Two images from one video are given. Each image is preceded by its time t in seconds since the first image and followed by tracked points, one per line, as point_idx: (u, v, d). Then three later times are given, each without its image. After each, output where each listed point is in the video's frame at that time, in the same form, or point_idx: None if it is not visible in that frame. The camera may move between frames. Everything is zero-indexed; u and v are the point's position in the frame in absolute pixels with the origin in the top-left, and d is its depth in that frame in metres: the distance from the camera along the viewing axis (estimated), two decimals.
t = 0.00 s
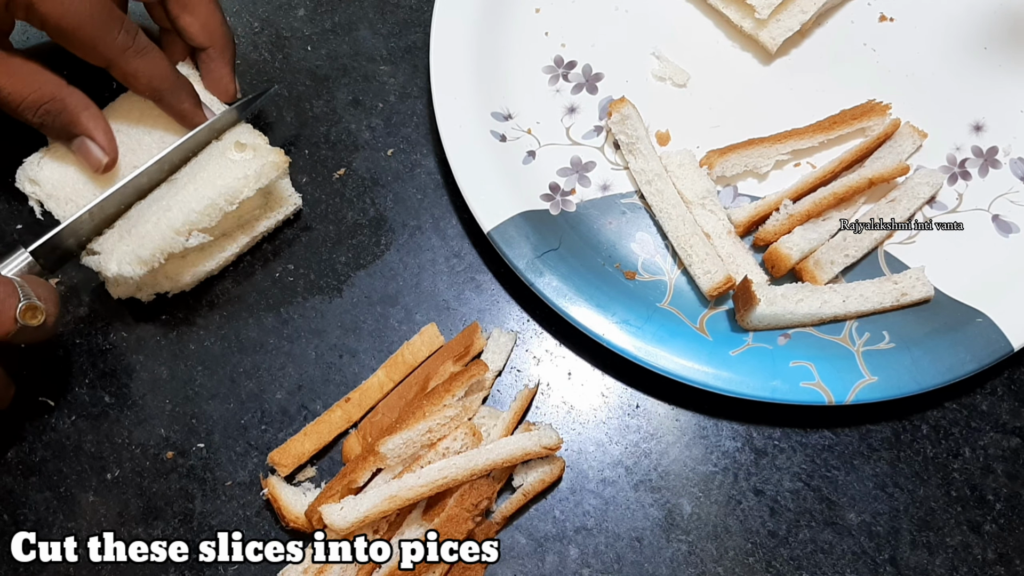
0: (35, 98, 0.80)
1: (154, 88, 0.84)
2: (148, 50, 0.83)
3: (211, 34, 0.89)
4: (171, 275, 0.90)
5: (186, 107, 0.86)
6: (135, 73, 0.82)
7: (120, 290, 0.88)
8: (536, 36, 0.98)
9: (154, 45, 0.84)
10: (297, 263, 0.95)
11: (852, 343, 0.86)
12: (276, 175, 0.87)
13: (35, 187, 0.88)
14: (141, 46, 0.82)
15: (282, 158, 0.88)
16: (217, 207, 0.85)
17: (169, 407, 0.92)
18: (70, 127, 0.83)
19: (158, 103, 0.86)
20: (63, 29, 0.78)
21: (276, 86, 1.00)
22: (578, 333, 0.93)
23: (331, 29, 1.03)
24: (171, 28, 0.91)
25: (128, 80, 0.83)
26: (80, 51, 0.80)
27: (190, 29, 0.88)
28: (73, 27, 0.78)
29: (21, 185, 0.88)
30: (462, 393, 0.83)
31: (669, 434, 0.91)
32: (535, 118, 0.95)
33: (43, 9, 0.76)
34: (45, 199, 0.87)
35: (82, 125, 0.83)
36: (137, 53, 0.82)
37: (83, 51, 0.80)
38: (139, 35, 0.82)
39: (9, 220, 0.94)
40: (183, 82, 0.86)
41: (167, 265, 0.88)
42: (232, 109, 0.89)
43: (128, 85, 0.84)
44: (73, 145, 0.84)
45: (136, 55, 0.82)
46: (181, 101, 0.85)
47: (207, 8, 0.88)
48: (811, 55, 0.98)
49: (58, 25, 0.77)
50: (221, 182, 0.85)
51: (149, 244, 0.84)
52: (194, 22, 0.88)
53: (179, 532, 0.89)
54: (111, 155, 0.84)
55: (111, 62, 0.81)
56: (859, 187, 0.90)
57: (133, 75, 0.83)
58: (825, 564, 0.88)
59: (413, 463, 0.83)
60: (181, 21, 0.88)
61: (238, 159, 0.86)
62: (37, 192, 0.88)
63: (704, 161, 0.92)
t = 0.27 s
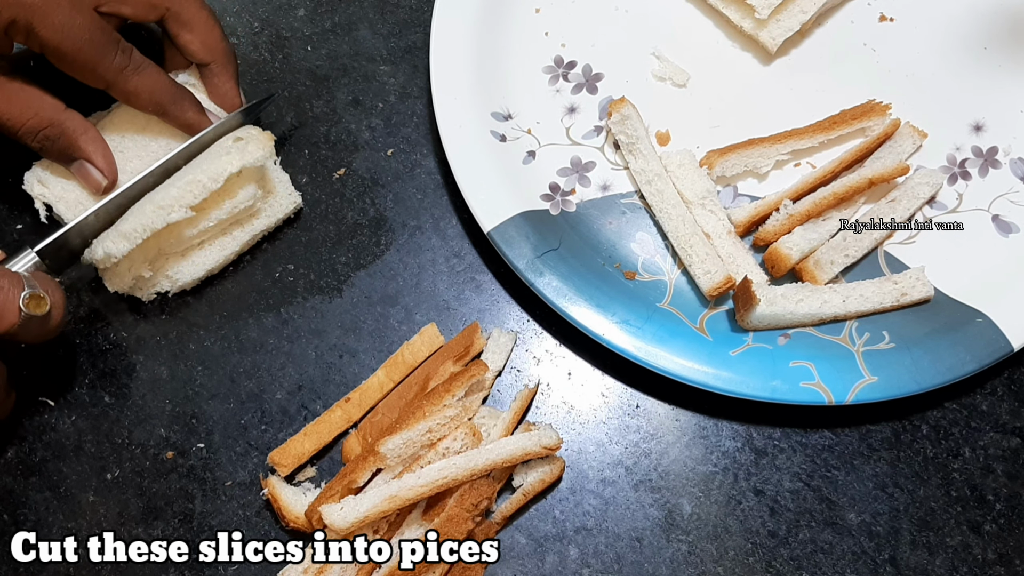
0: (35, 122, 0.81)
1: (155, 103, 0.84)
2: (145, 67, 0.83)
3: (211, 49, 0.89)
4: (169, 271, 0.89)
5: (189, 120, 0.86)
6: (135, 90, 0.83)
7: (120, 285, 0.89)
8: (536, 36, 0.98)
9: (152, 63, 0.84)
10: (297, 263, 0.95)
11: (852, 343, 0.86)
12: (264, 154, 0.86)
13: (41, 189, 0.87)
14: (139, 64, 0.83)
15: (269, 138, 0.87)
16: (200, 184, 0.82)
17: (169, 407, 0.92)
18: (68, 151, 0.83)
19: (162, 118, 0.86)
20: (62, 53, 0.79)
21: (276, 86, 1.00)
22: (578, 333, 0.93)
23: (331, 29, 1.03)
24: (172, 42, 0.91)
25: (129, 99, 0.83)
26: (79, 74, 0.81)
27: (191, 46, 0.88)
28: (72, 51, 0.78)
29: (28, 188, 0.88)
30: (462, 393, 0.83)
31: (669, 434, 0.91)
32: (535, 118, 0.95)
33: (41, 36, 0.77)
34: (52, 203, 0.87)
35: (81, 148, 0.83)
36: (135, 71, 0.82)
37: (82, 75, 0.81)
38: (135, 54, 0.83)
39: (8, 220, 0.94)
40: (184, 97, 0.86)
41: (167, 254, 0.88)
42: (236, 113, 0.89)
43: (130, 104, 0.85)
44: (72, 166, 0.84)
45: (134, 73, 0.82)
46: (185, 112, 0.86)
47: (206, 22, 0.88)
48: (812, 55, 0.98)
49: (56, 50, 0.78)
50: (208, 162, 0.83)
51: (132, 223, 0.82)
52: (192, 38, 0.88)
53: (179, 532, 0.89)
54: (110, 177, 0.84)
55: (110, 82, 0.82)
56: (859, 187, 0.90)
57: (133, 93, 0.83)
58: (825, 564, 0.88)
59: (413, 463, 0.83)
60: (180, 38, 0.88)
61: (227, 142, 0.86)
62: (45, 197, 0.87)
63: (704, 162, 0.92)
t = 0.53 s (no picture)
0: (40, 130, 0.82)
1: (158, 110, 0.85)
2: (147, 73, 0.83)
3: (212, 56, 0.89)
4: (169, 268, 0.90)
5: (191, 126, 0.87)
6: (138, 97, 0.83)
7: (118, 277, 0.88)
8: (536, 36, 0.98)
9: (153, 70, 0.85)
10: (297, 263, 0.95)
11: (852, 343, 0.86)
12: (252, 131, 0.85)
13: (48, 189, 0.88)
14: (141, 71, 0.83)
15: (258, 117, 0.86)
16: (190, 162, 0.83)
17: (169, 407, 0.92)
18: (74, 157, 0.85)
19: (164, 122, 0.87)
20: (65, 61, 0.78)
21: (276, 87, 1.00)
22: (578, 333, 0.93)
23: (331, 29, 1.03)
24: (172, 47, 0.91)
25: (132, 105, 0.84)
26: (81, 82, 0.81)
27: (191, 53, 0.88)
28: (75, 60, 0.78)
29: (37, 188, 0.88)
30: (462, 393, 0.83)
31: (669, 434, 0.91)
32: (535, 118, 0.95)
33: (44, 45, 0.77)
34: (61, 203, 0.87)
35: (86, 155, 0.84)
36: (138, 78, 0.82)
37: (84, 82, 0.81)
38: (136, 61, 0.83)
39: (9, 221, 0.94)
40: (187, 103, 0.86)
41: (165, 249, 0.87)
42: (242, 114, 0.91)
43: (132, 110, 0.85)
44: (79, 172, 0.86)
45: (137, 80, 0.83)
46: (187, 116, 0.86)
47: (208, 30, 0.88)
48: (812, 56, 0.98)
49: (59, 58, 0.78)
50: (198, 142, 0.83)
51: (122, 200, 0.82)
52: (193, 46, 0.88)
53: (179, 532, 0.89)
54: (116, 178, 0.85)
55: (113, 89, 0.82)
56: (859, 187, 0.90)
57: (135, 100, 0.83)
58: (825, 564, 0.88)
59: (413, 463, 0.83)
60: (181, 45, 0.88)
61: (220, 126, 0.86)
62: (54, 197, 0.88)
63: (704, 162, 0.92)
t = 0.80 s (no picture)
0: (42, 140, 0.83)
1: (156, 117, 0.85)
2: (144, 81, 0.84)
3: (206, 67, 0.88)
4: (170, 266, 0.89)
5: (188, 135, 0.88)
6: (136, 104, 0.83)
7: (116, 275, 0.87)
8: (536, 37, 0.98)
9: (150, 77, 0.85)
10: (298, 263, 0.95)
11: (852, 343, 0.86)
12: (246, 118, 0.85)
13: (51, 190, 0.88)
14: (138, 79, 0.83)
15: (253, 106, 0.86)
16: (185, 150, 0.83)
17: (169, 407, 0.92)
18: (76, 167, 0.85)
19: (161, 129, 0.87)
20: (63, 69, 0.78)
21: (276, 87, 1.00)
22: (578, 334, 0.93)
23: (331, 29, 1.03)
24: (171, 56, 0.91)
25: (130, 113, 0.84)
26: (79, 90, 0.81)
27: (185, 62, 0.88)
28: (74, 68, 0.78)
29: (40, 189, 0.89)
30: (462, 393, 0.83)
31: (669, 434, 0.91)
32: (535, 118, 0.95)
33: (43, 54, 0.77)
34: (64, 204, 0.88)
35: (87, 164, 0.85)
36: (135, 86, 0.83)
37: (82, 90, 0.81)
38: (133, 68, 0.83)
39: (8, 221, 0.94)
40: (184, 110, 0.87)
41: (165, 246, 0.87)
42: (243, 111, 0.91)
43: (129, 118, 0.85)
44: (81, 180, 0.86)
45: (134, 87, 0.83)
46: (185, 121, 0.87)
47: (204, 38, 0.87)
48: (812, 55, 0.98)
49: (57, 66, 0.78)
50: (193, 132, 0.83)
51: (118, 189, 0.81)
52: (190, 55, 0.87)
53: (179, 532, 0.89)
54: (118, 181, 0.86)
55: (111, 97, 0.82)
56: (859, 187, 0.90)
57: (133, 107, 0.84)
58: (825, 564, 0.88)
59: (413, 463, 0.83)
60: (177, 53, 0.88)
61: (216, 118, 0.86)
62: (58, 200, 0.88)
63: (704, 162, 0.92)
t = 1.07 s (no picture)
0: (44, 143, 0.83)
1: (152, 122, 0.85)
2: (142, 86, 0.84)
3: (206, 72, 0.88)
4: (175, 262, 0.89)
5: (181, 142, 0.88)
6: (134, 111, 0.83)
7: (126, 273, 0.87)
8: (536, 37, 0.98)
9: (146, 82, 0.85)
10: (298, 263, 0.95)
11: (852, 343, 0.86)
12: (265, 123, 0.85)
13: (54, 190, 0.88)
14: (135, 85, 0.83)
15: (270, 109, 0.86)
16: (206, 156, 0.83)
17: (169, 407, 0.92)
18: (76, 169, 0.85)
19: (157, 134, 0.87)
20: (60, 76, 0.78)
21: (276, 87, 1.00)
22: (579, 334, 0.92)
23: (331, 29, 1.03)
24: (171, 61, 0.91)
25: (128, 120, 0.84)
26: (76, 96, 0.81)
27: (183, 66, 0.88)
28: (72, 74, 0.78)
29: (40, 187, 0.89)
30: (462, 394, 0.83)
31: (670, 434, 0.91)
32: (535, 118, 0.95)
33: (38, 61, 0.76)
34: (69, 201, 0.88)
35: (88, 167, 0.85)
36: (132, 92, 0.83)
37: (79, 96, 0.81)
38: (130, 74, 0.83)
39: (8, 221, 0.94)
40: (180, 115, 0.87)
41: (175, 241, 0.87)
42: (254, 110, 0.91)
43: (127, 123, 0.85)
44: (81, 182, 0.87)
45: (131, 93, 0.83)
46: (182, 125, 0.87)
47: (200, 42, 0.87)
48: (812, 56, 0.98)
49: (54, 73, 0.78)
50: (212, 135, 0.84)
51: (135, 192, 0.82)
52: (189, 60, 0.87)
53: (179, 532, 0.89)
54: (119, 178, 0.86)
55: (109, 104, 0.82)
56: (859, 187, 0.90)
57: (131, 113, 0.84)
58: (824, 564, 0.88)
59: (413, 463, 0.83)
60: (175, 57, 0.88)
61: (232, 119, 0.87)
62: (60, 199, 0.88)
63: (704, 162, 0.92)
